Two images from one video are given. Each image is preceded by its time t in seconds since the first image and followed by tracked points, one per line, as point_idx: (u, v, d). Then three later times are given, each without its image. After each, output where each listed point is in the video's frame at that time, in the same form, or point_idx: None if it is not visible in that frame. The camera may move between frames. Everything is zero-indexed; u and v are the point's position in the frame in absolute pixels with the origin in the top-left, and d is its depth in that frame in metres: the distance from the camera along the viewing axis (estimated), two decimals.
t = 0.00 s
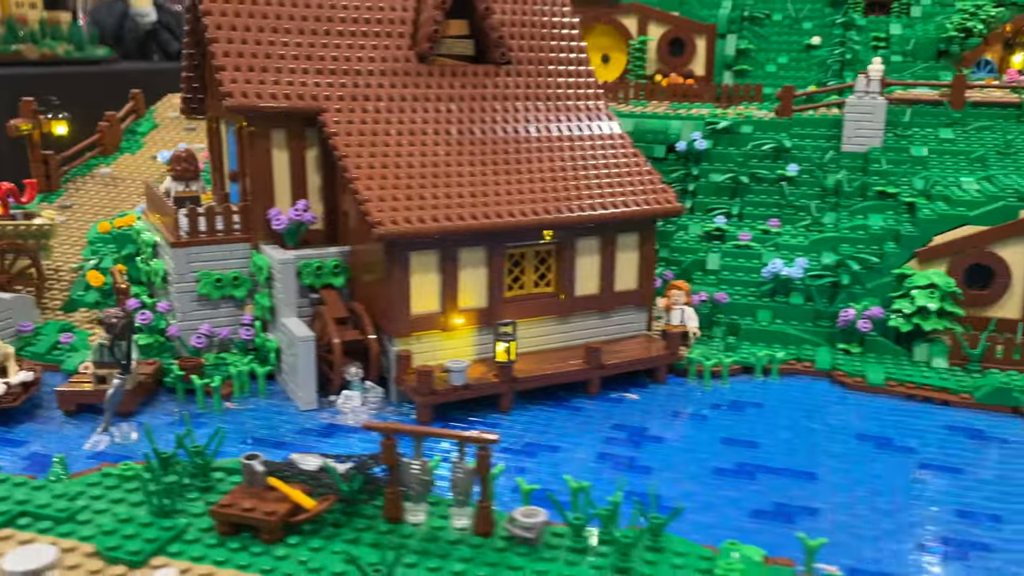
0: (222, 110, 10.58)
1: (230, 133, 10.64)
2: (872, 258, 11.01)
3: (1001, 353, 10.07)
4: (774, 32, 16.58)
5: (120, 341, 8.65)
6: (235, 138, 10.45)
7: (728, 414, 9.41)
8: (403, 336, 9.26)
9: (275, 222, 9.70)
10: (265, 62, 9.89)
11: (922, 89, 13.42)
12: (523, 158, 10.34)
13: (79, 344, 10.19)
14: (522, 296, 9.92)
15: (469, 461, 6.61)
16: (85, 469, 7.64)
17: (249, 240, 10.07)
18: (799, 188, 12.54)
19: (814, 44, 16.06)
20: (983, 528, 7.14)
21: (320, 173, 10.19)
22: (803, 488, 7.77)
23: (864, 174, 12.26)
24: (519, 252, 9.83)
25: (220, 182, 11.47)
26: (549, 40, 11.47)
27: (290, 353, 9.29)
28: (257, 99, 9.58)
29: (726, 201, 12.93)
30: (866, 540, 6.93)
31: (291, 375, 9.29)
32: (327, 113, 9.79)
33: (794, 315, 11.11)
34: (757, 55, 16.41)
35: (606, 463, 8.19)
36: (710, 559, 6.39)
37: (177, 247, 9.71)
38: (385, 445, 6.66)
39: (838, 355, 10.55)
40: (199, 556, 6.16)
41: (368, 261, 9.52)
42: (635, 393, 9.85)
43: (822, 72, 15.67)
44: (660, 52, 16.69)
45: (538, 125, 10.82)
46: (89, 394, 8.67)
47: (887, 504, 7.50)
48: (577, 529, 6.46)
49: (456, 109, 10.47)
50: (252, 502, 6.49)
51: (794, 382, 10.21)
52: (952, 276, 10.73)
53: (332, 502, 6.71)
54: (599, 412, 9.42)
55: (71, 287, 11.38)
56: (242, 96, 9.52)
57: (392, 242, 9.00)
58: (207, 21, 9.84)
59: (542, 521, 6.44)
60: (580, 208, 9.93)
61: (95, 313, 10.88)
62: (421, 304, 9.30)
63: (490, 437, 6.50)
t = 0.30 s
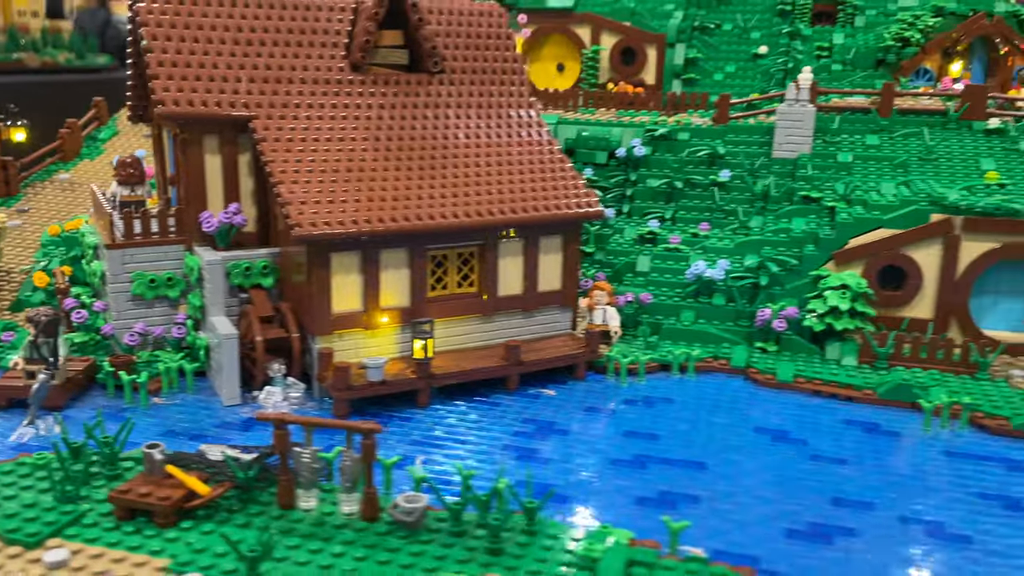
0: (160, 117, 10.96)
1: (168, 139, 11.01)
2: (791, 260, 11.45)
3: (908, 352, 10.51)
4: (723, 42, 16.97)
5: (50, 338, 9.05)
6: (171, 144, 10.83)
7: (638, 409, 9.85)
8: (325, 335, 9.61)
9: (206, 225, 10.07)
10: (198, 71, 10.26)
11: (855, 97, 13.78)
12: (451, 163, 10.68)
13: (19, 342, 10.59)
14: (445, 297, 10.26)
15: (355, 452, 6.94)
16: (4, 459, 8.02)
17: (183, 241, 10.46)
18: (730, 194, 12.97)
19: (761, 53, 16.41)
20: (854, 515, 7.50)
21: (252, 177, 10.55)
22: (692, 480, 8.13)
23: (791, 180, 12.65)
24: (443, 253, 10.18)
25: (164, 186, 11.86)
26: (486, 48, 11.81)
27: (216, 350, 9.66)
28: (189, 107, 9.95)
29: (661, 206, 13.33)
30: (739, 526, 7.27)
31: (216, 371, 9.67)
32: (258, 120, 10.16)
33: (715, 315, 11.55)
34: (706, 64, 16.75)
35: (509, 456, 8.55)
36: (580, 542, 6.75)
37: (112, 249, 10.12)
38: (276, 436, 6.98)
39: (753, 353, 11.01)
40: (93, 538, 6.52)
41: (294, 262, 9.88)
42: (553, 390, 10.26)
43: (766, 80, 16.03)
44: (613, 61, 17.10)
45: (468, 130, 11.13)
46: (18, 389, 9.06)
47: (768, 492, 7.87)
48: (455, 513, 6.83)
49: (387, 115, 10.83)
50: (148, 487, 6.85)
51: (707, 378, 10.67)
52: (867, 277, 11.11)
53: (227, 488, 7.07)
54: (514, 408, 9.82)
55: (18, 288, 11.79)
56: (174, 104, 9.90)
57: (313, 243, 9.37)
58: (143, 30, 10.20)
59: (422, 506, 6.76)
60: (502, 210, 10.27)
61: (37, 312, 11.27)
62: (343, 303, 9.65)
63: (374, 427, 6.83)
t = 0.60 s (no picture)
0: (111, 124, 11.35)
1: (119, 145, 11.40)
2: (725, 263, 11.80)
3: (832, 352, 10.88)
4: (681, 50, 17.33)
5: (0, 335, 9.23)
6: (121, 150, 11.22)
7: (566, 406, 10.19)
8: (263, 334, 9.97)
9: (151, 227, 10.45)
10: (146, 79, 10.64)
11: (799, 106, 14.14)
12: (391, 170, 10.98)
13: None
14: (383, 297, 10.55)
15: (266, 444, 7.28)
16: None
17: (131, 244, 10.85)
18: (674, 198, 13.32)
19: (716, 62, 16.77)
20: (751, 507, 7.82)
21: (198, 182, 10.94)
22: (603, 475, 8.47)
23: (732, 186, 13.00)
24: (380, 256, 10.47)
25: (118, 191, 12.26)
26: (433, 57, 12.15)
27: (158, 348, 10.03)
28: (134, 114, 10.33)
29: (609, 210, 13.68)
30: (637, 517, 7.61)
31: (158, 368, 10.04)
32: (202, 127, 10.52)
33: (653, 316, 11.90)
34: (664, 72, 17.12)
35: (430, 451, 8.90)
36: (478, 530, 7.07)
37: (62, 251, 10.50)
38: (190, 429, 7.33)
39: (686, 352, 11.37)
40: (12, 526, 6.87)
41: (234, 264, 10.24)
42: (486, 387, 10.60)
43: (720, 88, 16.39)
44: (574, 69, 17.33)
45: (411, 138, 11.43)
46: None
47: (673, 485, 8.20)
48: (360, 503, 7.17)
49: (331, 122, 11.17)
50: (68, 479, 7.20)
51: (640, 376, 11.02)
52: (796, 280, 11.57)
53: (145, 480, 7.43)
54: (446, 405, 10.14)
55: None
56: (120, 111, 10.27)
57: (249, 247, 9.68)
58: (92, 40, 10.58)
59: (328, 496, 7.07)
60: (439, 215, 10.59)
61: None
62: (281, 303, 10.00)
63: (282, 422, 7.18)
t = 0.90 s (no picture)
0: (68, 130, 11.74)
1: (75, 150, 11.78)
2: (665, 265, 12.11)
3: (762, 351, 11.23)
4: (643, 59, 17.66)
5: None
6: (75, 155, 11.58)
7: (500, 403, 10.49)
8: (205, 332, 10.29)
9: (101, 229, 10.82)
10: (98, 86, 11.01)
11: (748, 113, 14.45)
12: (336, 174, 11.28)
13: None
14: (326, 297, 10.85)
15: (186, 433, 7.60)
16: None
17: (84, 245, 11.24)
18: (622, 203, 13.64)
19: (676, 70, 17.10)
20: (658, 495, 8.10)
21: (148, 185, 11.29)
22: (522, 467, 8.78)
23: (677, 191, 13.32)
24: (322, 256, 10.77)
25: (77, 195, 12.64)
26: (386, 64, 12.45)
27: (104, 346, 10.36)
28: (85, 119, 10.69)
29: (560, 214, 13.99)
30: (545, 504, 7.89)
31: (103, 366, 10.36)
32: (151, 131, 10.86)
33: (596, 317, 12.21)
34: (624, 80, 17.42)
35: (359, 443, 9.20)
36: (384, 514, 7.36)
37: (16, 252, 10.89)
38: (115, 419, 7.63)
39: (624, 352, 11.70)
40: None
41: (179, 265, 10.58)
42: (424, 385, 10.89)
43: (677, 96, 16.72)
44: (538, 77, 17.59)
45: (358, 143, 11.73)
46: None
47: (586, 477, 8.49)
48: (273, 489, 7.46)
49: (279, 127, 11.49)
50: None
51: (578, 374, 11.32)
52: (732, 283, 11.83)
53: (72, 467, 7.74)
54: (383, 401, 10.43)
55: None
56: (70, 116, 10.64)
57: (191, 246, 10.00)
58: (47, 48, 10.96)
59: (243, 483, 7.35)
60: (380, 218, 10.89)
61: None
62: (222, 302, 10.31)
63: (200, 411, 7.49)
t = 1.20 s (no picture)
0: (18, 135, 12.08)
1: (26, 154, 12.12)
2: (603, 267, 12.39)
3: (691, 350, 11.54)
4: (602, 67, 17.94)
5: None
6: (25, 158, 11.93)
7: (431, 400, 10.76)
8: (143, 330, 10.60)
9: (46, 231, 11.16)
10: (44, 91, 11.32)
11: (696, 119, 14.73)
12: (277, 178, 11.60)
13: None
14: (264, 298, 11.16)
15: (101, 424, 7.87)
16: None
17: (32, 247, 11.63)
18: (568, 207, 13.92)
19: (633, 77, 17.38)
20: (563, 488, 8.36)
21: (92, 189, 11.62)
22: (438, 460, 9.04)
23: (620, 195, 13.60)
24: (260, 256, 11.11)
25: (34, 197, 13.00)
26: (332, 73, 12.76)
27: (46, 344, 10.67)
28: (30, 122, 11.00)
29: (509, 218, 14.26)
30: (450, 494, 8.15)
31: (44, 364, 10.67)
32: (94, 135, 11.17)
33: (536, 318, 12.47)
34: (582, 88, 17.70)
35: (284, 437, 9.47)
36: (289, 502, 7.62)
37: None
38: (33, 410, 7.89)
39: (560, 351, 11.97)
40: None
41: (119, 265, 10.90)
42: (359, 382, 11.16)
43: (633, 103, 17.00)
44: (498, 84, 17.88)
45: (300, 149, 12.06)
46: None
47: (497, 471, 8.75)
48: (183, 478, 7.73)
49: (222, 132, 11.78)
50: None
51: (513, 373, 11.59)
52: (667, 284, 12.16)
53: None
54: (317, 397, 10.68)
55: None
56: (16, 120, 10.95)
57: (128, 246, 10.33)
58: None
59: (154, 471, 7.61)
60: (317, 221, 11.19)
61: None
62: (159, 302, 10.63)
63: (114, 402, 7.76)
